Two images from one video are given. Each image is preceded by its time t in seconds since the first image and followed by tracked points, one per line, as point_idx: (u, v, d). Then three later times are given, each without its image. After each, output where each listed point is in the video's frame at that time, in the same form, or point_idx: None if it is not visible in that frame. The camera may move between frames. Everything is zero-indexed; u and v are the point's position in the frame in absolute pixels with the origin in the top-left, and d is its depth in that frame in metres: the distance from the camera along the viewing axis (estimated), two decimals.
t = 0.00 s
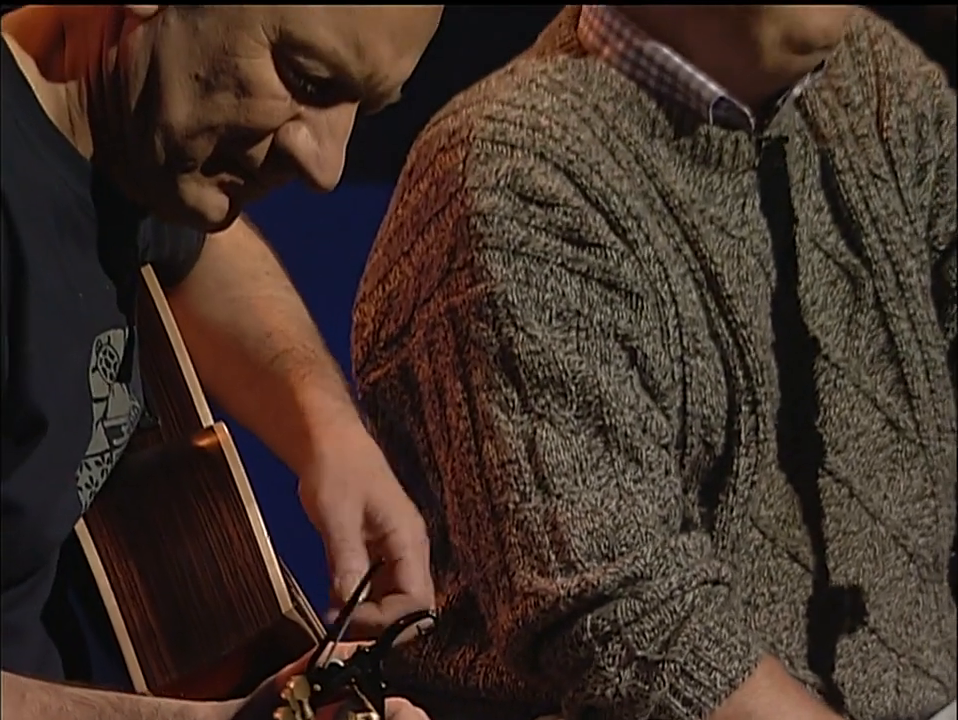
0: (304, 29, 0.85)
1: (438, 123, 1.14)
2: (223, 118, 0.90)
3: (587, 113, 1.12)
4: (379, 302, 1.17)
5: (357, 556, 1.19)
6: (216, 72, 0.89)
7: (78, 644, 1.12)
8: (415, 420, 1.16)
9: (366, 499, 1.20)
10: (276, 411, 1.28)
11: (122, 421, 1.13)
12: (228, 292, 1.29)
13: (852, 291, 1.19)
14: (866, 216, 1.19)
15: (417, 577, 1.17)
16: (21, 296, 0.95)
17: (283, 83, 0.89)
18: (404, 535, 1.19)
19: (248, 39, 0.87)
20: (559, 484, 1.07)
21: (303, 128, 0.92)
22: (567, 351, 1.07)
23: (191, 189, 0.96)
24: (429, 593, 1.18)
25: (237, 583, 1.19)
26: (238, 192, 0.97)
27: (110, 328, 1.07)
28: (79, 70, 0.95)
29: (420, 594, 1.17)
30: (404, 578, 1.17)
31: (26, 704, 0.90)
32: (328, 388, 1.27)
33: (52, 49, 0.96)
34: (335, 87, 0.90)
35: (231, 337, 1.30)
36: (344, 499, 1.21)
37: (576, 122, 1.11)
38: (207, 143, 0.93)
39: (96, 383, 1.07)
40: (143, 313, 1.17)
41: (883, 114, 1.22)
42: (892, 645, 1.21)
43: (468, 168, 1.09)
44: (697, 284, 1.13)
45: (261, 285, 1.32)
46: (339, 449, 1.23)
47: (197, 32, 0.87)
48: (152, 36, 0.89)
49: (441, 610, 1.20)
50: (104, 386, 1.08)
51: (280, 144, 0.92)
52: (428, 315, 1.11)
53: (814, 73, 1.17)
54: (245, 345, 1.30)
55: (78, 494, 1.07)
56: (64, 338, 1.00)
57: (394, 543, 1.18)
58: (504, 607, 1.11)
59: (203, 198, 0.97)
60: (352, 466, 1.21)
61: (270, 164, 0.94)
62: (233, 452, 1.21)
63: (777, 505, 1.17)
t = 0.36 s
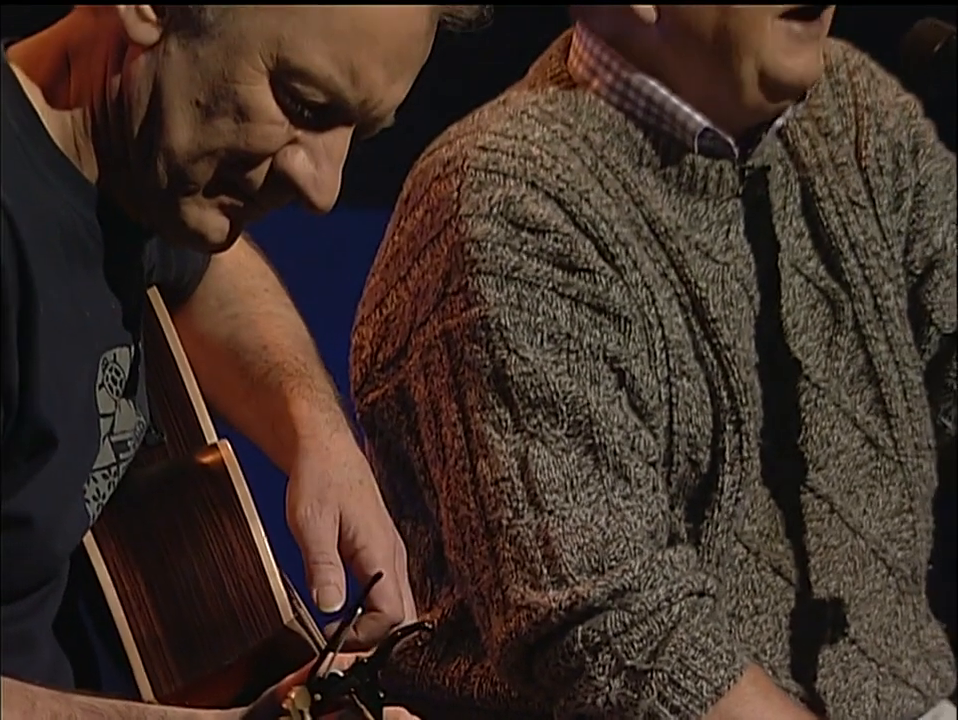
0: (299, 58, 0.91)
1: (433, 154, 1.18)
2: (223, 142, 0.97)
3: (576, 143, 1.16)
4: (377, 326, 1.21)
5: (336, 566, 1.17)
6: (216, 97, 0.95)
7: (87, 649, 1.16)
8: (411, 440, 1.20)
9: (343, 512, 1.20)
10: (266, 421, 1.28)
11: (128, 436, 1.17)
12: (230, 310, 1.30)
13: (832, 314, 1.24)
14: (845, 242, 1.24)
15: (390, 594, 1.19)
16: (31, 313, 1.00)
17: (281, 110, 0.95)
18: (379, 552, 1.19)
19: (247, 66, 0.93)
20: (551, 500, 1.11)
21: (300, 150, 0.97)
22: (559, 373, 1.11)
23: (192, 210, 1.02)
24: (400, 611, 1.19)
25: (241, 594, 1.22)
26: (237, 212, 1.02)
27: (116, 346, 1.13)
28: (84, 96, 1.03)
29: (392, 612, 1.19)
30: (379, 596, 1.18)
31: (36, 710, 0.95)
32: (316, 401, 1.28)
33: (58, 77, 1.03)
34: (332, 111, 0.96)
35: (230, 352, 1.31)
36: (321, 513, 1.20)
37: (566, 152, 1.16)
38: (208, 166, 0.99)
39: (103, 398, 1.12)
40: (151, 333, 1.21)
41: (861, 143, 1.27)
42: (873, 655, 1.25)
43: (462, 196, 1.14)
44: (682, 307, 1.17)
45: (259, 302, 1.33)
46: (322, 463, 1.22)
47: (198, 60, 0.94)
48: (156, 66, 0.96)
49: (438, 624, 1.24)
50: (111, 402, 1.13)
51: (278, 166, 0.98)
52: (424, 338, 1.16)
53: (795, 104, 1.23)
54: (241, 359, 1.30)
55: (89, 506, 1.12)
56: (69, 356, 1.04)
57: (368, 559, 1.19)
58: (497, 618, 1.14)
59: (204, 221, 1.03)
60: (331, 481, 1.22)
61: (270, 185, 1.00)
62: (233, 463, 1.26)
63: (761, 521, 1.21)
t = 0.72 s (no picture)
0: (304, 91, 0.97)
1: (435, 184, 1.23)
2: (230, 173, 1.01)
3: (573, 174, 1.21)
4: (380, 351, 1.25)
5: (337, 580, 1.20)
6: (222, 130, 1.00)
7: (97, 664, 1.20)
8: (413, 461, 1.24)
9: (343, 527, 1.24)
10: (269, 440, 1.32)
11: (138, 456, 1.20)
12: (234, 332, 1.34)
13: (818, 339, 1.28)
14: (831, 270, 1.28)
15: (389, 606, 1.23)
16: (46, 339, 1.04)
17: (285, 142, 1.00)
18: (378, 566, 1.23)
19: (253, 100, 0.98)
20: (548, 519, 1.15)
21: (304, 182, 1.02)
22: (556, 396, 1.15)
23: (200, 239, 1.06)
24: (399, 622, 1.23)
25: (247, 609, 1.26)
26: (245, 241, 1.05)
27: (125, 370, 1.16)
28: (94, 129, 1.08)
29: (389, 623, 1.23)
30: (378, 608, 1.22)
31: None
32: (320, 420, 1.31)
33: (70, 112, 1.08)
34: (335, 143, 1.01)
35: (236, 373, 1.34)
36: (322, 528, 1.24)
37: (564, 182, 1.20)
38: (215, 196, 1.03)
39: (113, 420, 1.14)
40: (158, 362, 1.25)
41: (847, 173, 1.31)
42: (858, 668, 1.28)
43: (463, 225, 1.18)
44: (675, 333, 1.21)
45: (263, 324, 1.36)
46: (324, 480, 1.26)
47: (205, 95, 0.99)
48: (164, 99, 1.01)
49: (438, 637, 1.28)
50: (122, 424, 1.16)
51: (283, 197, 1.03)
52: (426, 362, 1.20)
53: (785, 136, 1.28)
54: (246, 382, 1.34)
55: (99, 526, 1.14)
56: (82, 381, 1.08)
57: (367, 573, 1.23)
58: (496, 633, 1.18)
59: (213, 250, 1.06)
60: (331, 496, 1.25)
61: (274, 217, 1.04)
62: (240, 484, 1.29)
63: (751, 539, 1.25)
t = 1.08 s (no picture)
0: (308, 120, 1.01)
1: (435, 210, 1.26)
2: (238, 202, 1.04)
3: (570, 202, 1.26)
4: (384, 371, 1.29)
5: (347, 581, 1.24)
6: (231, 159, 1.03)
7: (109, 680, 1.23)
8: (415, 479, 1.29)
9: (353, 529, 1.27)
10: (275, 451, 1.34)
11: (148, 473, 1.23)
12: (239, 350, 1.35)
13: (807, 360, 1.33)
14: (819, 295, 1.33)
15: (401, 600, 1.26)
16: (58, 362, 1.07)
17: (293, 171, 1.03)
18: (388, 563, 1.27)
19: (260, 129, 1.02)
20: (546, 536, 1.19)
21: (309, 208, 1.05)
22: (553, 416, 1.20)
23: (210, 266, 1.09)
24: (412, 614, 1.27)
25: (252, 621, 1.29)
26: (253, 266, 1.09)
27: (135, 391, 1.19)
28: (108, 158, 1.10)
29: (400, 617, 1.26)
30: (390, 603, 1.25)
31: None
32: (324, 429, 1.34)
33: (84, 142, 1.11)
34: (339, 171, 1.04)
35: (241, 390, 1.36)
36: (331, 531, 1.27)
37: (560, 210, 1.25)
38: (224, 223, 1.06)
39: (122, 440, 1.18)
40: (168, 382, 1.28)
41: (833, 200, 1.36)
42: (845, 679, 1.32)
43: (464, 253, 1.22)
44: (668, 355, 1.26)
45: (268, 342, 1.38)
46: (331, 485, 1.29)
47: (214, 126, 1.02)
48: (175, 129, 1.04)
49: (438, 649, 1.32)
50: (132, 444, 1.19)
51: (289, 224, 1.06)
52: (428, 384, 1.24)
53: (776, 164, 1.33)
54: (252, 398, 1.36)
55: (110, 542, 1.18)
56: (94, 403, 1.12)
57: (378, 570, 1.26)
58: (497, 645, 1.22)
59: (222, 276, 1.09)
60: (339, 500, 1.28)
61: (281, 244, 1.07)
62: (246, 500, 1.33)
63: (745, 553, 1.29)
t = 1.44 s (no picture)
0: (313, 146, 1.04)
1: (438, 233, 1.32)
2: (244, 224, 1.06)
3: (567, 224, 1.31)
4: (388, 388, 1.34)
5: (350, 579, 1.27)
6: (238, 184, 1.05)
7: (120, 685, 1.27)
8: (417, 492, 1.33)
9: (358, 531, 1.30)
10: (281, 461, 1.37)
11: (158, 487, 1.26)
12: (245, 366, 1.39)
13: (796, 376, 1.37)
14: (807, 313, 1.37)
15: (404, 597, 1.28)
16: (71, 380, 1.08)
17: (298, 195, 1.05)
18: (393, 560, 1.29)
19: (266, 155, 1.04)
20: (545, 547, 1.22)
21: (315, 230, 1.07)
22: (551, 432, 1.24)
23: (217, 287, 1.10)
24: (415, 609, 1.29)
25: (258, 628, 1.32)
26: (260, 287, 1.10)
27: (146, 408, 1.20)
28: (119, 182, 1.11)
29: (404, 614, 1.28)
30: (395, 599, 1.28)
31: None
32: (326, 437, 1.38)
33: (97, 167, 1.12)
34: (342, 195, 1.07)
35: (247, 408, 1.39)
36: (336, 532, 1.29)
37: (558, 231, 1.30)
38: (231, 246, 1.08)
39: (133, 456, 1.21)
40: (176, 400, 1.31)
41: (822, 221, 1.41)
42: (831, 684, 1.36)
43: (465, 273, 1.27)
44: (662, 371, 1.30)
45: (271, 358, 1.41)
46: (337, 489, 1.32)
47: (221, 152, 1.05)
48: (183, 155, 1.06)
49: (439, 656, 1.36)
50: (142, 458, 1.21)
51: (294, 247, 1.07)
52: (431, 400, 1.28)
53: (762, 186, 1.38)
54: (256, 409, 1.39)
55: (121, 553, 1.20)
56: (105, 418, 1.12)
57: (384, 567, 1.29)
58: (496, 653, 1.25)
59: (229, 296, 1.10)
60: (342, 504, 1.31)
61: (288, 266, 1.09)
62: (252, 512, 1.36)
63: (733, 563, 1.33)
